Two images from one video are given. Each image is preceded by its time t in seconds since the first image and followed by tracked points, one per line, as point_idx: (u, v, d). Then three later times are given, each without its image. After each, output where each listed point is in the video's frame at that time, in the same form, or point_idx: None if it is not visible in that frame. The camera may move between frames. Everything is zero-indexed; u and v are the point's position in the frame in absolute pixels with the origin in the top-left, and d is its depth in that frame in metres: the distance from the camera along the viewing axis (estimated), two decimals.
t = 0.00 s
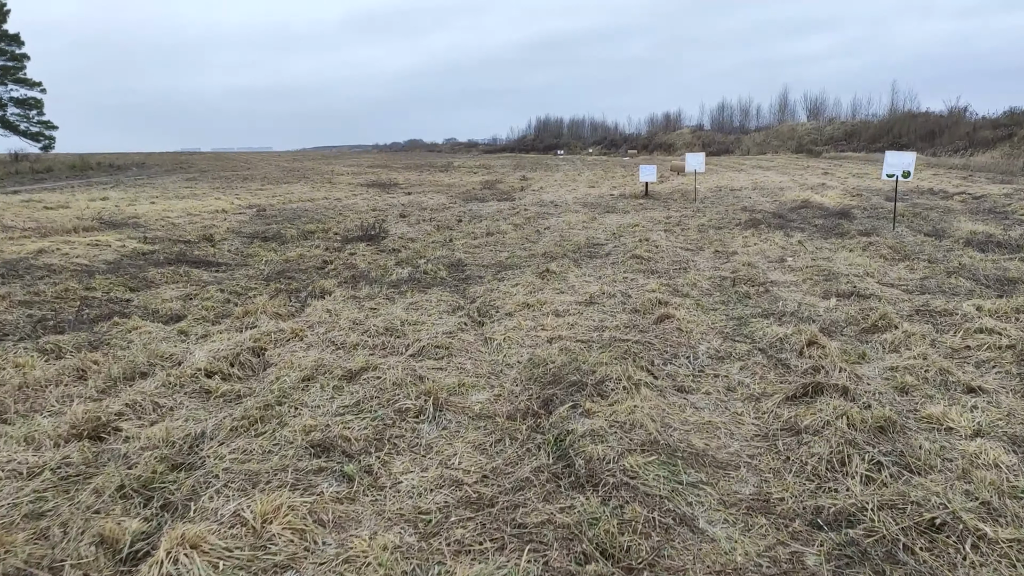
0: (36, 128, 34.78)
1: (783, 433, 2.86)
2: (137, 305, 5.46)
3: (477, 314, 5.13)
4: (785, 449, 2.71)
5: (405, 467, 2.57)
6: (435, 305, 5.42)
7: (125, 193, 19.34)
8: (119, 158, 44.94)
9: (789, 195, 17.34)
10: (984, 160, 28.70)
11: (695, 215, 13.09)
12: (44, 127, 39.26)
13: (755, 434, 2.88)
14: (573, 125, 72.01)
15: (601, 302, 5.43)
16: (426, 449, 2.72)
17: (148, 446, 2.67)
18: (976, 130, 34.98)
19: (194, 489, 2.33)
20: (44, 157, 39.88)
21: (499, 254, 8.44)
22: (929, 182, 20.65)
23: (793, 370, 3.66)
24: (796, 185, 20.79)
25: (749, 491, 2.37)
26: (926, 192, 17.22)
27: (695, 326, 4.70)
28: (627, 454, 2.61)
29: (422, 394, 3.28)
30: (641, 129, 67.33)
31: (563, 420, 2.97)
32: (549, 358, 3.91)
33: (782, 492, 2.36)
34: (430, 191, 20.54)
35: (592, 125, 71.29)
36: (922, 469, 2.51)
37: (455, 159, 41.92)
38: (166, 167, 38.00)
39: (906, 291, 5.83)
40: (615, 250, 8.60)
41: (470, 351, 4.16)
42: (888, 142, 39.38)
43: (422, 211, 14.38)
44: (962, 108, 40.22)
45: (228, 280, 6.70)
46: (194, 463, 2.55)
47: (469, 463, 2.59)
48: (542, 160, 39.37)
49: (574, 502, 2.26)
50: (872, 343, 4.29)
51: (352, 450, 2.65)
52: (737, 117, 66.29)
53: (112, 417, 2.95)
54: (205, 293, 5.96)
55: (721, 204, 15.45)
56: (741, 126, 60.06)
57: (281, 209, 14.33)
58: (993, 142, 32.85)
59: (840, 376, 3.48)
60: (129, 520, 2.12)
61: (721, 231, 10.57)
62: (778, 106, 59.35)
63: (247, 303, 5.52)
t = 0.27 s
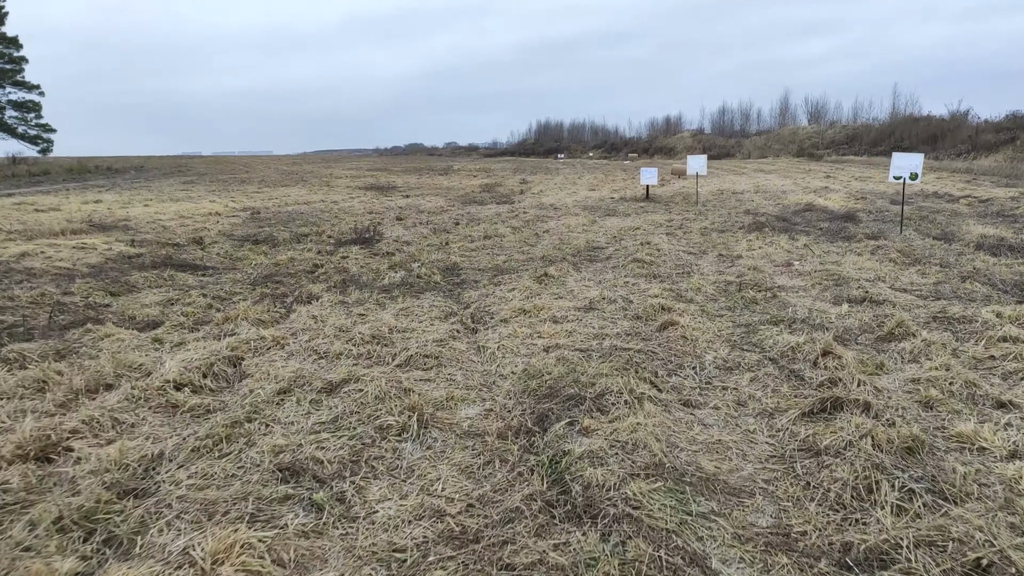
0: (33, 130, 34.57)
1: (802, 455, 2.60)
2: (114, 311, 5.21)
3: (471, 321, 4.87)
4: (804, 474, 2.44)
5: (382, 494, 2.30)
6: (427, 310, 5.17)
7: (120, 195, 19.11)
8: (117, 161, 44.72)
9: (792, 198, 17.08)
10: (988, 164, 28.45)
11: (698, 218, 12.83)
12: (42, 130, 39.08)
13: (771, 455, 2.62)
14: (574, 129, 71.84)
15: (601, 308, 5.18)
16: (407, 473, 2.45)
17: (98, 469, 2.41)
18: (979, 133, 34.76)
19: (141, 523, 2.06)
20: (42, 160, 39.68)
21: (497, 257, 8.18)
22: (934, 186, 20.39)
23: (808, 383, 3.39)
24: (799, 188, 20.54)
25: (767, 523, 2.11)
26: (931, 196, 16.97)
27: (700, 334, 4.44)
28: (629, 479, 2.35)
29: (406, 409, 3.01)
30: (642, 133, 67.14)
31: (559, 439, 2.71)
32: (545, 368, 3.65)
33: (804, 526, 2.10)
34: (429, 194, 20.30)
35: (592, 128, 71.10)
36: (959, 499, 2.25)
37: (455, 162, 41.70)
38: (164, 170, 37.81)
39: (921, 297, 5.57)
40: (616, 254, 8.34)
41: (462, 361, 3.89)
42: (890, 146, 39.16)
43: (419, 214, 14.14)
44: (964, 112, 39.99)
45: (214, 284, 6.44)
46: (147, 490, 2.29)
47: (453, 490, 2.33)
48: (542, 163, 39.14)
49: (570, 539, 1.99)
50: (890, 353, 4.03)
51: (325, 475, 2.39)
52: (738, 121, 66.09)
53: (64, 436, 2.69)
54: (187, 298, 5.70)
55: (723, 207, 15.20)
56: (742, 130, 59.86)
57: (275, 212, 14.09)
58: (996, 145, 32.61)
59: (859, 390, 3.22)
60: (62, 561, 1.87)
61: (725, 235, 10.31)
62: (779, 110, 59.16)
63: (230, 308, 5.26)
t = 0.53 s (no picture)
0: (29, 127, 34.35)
1: (818, 490, 2.40)
2: (94, 320, 5.02)
3: (466, 331, 4.67)
4: (822, 514, 2.25)
5: (363, 538, 2.11)
6: (420, 320, 4.97)
7: (114, 194, 18.91)
8: (114, 159, 44.54)
9: (794, 196, 16.87)
10: (990, 161, 28.21)
11: (699, 218, 12.64)
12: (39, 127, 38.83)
13: (785, 491, 2.42)
14: (573, 125, 71.59)
15: (600, 317, 4.98)
16: (391, 512, 2.26)
17: (54, 510, 2.22)
18: (981, 130, 34.54)
19: None
20: (38, 157, 39.44)
21: (494, 260, 7.98)
22: (937, 184, 20.16)
23: (821, 404, 3.20)
24: (801, 186, 20.33)
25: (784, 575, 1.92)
26: (935, 194, 16.76)
27: (705, 346, 4.25)
28: (631, 522, 2.15)
29: (393, 435, 2.81)
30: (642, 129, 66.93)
31: (556, 471, 2.52)
32: (542, 386, 3.45)
33: None
34: (427, 193, 20.10)
35: (592, 125, 70.82)
36: (993, 544, 2.05)
37: (454, 159, 41.46)
38: (161, 168, 37.56)
39: (933, 305, 5.37)
40: (616, 257, 8.14)
41: (454, 377, 3.69)
42: (891, 142, 38.93)
43: (416, 213, 13.95)
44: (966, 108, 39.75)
45: (201, 290, 6.26)
46: (105, 535, 2.10)
47: (440, 533, 2.13)
48: (542, 160, 38.93)
49: None
50: (904, 368, 3.83)
51: (300, 517, 2.20)
52: (739, 117, 65.81)
53: (22, 469, 2.51)
54: (172, 306, 5.51)
55: (725, 206, 15.01)
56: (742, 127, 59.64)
57: (270, 211, 13.88)
58: (998, 142, 32.39)
59: (876, 414, 3.02)
60: None
61: (727, 236, 10.11)
62: (779, 107, 58.93)
63: (215, 317, 5.07)
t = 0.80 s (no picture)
0: (26, 129, 34.15)
1: (850, 524, 2.15)
2: (70, 327, 4.77)
3: (462, 339, 4.42)
4: (857, 553, 2.00)
5: None
6: (414, 327, 4.72)
7: (109, 195, 18.67)
8: (112, 160, 44.32)
9: (799, 198, 16.61)
10: (994, 162, 27.94)
11: (703, 220, 12.39)
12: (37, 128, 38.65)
13: (813, 524, 2.17)
14: (574, 127, 71.37)
15: (604, 324, 4.73)
16: (372, 550, 2.01)
17: None
18: (984, 132, 34.31)
19: None
20: (36, 159, 39.24)
21: (492, 264, 7.73)
22: (943, 185, 19.90)
23: (845, 423, 2.95)
24: (805, 188, 20.08)
25: None
26: (941, 196, 16.50)
27: (715, 355, 3.99)
28: (643, 564, 1.90)
29: (378, 458, 2.56)
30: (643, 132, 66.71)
31: (558, 501, 2.27)
32: (542, 400, 3.20)
33: None
34: (426, 194, 19.85)
35: (593, 127, 70.61)
36: None
37: (454, 161, 41.24)
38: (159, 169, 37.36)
39: (953, 311, 5.11)
40: (619, 261, 7.89)
41: (447, 390, 3.44)
42: (894, 144, 38.69)
43: (415, 215, 13.70)
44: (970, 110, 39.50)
45: (187, 294, 6.01)
46: None
47: None
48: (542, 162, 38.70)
49: None
50: (931, 380, 3.57)
51: (268, 557, 1.95)
52: (740, 119, 65.59)
53: None
54: (154, 312, 5.27)
55: (728, 208, 14.76)
56: (743, 128, 59.41)
57: (265, 213, 13.64)
58: (1003, 144, 32.14)
59: (907, 434, 2.76)
60: None
61: (732, 239, 9.85)
62: (781, 108, 58.71)
63: (198, 324, 4.82)
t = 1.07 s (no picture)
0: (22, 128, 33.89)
1: None
2: (45, 338, 4.52)
3: (458, 351, 4.17)
4: None
5: None
6: (407, 337, 4.46)
7: (104, 195, 18.43)
8: (111, 160, 44.08)
9: (803, 198, 16.35)
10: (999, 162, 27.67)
11: (707, 221, 12.14)
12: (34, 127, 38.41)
13: None
14: (574, 126, 71.11)
15: (608, 335, 4.47)
16: None
17: None
18: (987, 132, 34.04)
19: None
20: (33, 158, 38.99)
21: (491, 267, 7.47)
22: (949, 185, 19.63)
23: (874, 453, 2.70)
24: (808, 188, 19.81)
25: None
26: (948, 196, 16.25)
27: (728, 370, 3.74)
28: None
29: (362, 495, 2.31)
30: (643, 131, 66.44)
31: (562, 548, 2.02)
32: (543, 424, 2.95)
33: None
34: (425, 194, 19.60)
35: (593, 126, 70.32)
36: None
37: (454, 160, 40.98)
38: (158, 169, 37.14)
39: (975, 319, 4.86)
40: (622, 264, 7.64)
41: (441, 410, 3.18)
42: (897, 143, 38.42)
43: (413, 216, 13.45)
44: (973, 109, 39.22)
45: (172, 301, 5.76)
46: None
47: None
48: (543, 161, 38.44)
49: None
50: (962, 399, 3.31)
51: None
52: (741, 118, 65.30)
53: None
54: (135, 320, 5.02)
55: (732, 208, 14.50)
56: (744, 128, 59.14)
57: (261, 214, 13.38)
58: (1007, 143, 31.87)
59: (946, 465, 2.51)
60: None
61: (738, 241, 9.59)
62: (782, 107, 58.43)
63: (179, 335, 4.57)
